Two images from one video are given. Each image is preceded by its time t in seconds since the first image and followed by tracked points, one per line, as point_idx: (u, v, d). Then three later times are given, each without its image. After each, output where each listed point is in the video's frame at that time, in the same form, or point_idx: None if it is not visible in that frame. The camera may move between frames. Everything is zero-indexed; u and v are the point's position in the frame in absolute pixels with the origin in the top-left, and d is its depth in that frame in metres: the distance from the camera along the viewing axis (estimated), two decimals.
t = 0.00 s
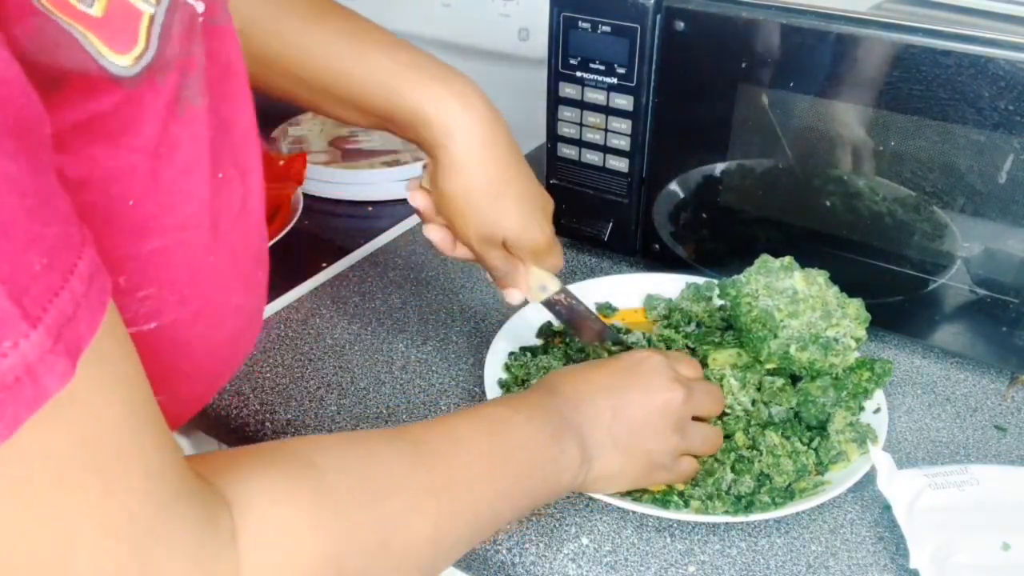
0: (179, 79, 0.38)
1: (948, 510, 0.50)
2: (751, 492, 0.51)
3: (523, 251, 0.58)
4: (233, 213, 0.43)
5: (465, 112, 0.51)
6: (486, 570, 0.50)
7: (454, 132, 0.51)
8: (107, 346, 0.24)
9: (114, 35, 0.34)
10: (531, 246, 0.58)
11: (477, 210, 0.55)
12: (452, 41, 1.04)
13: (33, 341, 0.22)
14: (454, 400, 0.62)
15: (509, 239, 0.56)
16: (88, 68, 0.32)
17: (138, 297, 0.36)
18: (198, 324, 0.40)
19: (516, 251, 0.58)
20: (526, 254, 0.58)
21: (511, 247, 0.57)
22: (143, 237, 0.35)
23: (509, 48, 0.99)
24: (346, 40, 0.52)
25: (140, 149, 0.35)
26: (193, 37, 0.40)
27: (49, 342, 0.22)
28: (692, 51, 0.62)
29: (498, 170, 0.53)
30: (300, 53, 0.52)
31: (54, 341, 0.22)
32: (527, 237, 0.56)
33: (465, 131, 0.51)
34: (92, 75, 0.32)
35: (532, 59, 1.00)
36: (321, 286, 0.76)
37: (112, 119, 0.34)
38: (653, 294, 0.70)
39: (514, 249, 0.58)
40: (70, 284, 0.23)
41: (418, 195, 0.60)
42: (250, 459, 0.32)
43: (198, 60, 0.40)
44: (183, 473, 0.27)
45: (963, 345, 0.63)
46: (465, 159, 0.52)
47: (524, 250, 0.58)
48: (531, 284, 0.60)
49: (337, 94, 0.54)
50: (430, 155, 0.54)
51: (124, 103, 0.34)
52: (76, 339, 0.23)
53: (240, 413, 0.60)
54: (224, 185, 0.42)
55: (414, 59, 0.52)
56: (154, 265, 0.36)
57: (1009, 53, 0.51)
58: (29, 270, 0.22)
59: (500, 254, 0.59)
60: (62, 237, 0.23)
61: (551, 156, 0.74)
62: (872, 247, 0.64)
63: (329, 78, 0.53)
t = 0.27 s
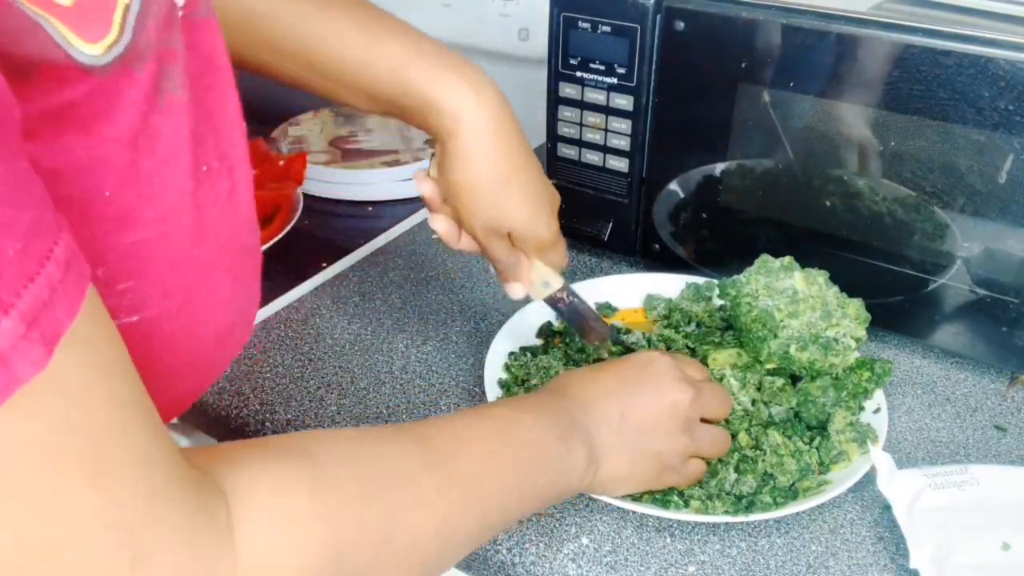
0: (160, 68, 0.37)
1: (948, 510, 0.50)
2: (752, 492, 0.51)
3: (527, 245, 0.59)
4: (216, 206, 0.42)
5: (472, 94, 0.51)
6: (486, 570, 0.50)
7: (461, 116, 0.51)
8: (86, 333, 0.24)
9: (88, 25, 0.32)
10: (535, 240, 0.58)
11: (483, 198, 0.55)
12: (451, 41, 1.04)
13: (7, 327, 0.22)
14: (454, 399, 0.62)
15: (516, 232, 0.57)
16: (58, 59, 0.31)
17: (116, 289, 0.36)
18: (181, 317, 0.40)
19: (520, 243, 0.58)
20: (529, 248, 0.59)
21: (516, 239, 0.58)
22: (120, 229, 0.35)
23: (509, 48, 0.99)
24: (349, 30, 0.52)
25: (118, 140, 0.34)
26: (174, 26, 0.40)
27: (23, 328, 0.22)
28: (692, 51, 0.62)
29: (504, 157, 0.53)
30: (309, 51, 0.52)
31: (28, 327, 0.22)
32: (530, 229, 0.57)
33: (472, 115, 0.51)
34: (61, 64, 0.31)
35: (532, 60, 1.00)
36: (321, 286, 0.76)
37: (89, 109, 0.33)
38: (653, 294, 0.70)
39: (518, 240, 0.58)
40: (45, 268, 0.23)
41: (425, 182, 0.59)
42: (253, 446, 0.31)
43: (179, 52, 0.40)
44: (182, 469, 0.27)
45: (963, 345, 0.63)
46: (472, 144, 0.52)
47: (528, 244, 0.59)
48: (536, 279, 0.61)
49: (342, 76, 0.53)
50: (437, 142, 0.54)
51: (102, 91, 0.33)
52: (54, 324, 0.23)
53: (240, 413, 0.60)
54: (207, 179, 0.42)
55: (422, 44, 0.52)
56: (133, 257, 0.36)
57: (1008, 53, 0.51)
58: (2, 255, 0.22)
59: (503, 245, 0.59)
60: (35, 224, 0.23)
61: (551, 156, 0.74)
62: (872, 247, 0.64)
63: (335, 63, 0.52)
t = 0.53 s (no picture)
0: (144, 75, 0.37)
1: (948, 510, 0.50)
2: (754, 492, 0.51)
3: (538, 283, 0.58)
4: (208, 214, 0.42)
5: (475, 147, 0.52)
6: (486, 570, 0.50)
7: (465, 169, 0.52)
8: (63, 337, 0.24)
9: (73, 32, 0.33)
10: (547, 278, 0.58)
11: (488, 244, 0.56)
12: (451, 41, 1.04)
13: None
14: (454, 400, 0.62)
15: (524, 272, 0.57)
16: (39, 65, 0.31)
17: (100, 297, 0.35)
18: (169, 325, 0.39)
19: (531, 283, 0.58)
20: (542, 286, 0.58)
21: (525, 279, 0.57)
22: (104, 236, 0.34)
23: (509, 48, 0.99)
24: (354, 49, 0.52)
25: (103, 146, 0.34)
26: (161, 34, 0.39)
27: None
28: (692, 51, 0.62)
29: (508, 205, 0.54)
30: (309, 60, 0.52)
31: (4, 332, 0.22)
32: (540, 270, 0.57)
33: (475, 168, 0.52)
34: (43, 72, 0.31)
35: (532, 59, 1.00)
36: (321, 286, 0.76)
37: (72, 114, 0.32)
38: (653, 295, 0.70)
39: (526, 281, 0.58)
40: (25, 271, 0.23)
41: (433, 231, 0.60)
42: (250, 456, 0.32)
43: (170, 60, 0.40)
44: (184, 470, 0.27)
45: (963, 345, 0.63)
46: (475, 193, 0.53)
47: (538, 283, 0.58)
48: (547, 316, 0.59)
49: (348, 123, 0.54)
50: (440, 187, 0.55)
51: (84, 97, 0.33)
52: (28, 332, 0.22)
53: (240, 413, 0.60)
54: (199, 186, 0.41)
55: (428, 97, 0.52)
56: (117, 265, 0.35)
57: (1009, 53, 0.51)
58: None
59: (514, 286, 0.58)
60: (14, 226, 0.23)
61: (551, 156, 0.74)
62: (872, 247, 0.64)
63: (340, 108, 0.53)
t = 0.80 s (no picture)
0: (150, 77, 0.37)
1: (948, 510, 0.50)
2: (758, 492, 0.51)
3: (522, 258, 0.58)
4: (212, 217, 0.42)
5: (460, 125, 0.52)
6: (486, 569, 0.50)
7: (450, 146, 0.52)
8: (83, 335, 0.24)
9: (83, 32, 0.33)
10: (529, 254, 0.58)
11: (473, 225, 0.55)
12: (451, 41, 1.04)
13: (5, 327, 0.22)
14: (454, 399, 0.62)
15: (507, 249, 0.57)
16: (51, 65, 0.31)
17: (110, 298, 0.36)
18: (174, 328, 0.39)
19: (515, 259, 0.58)
20: (524, 262, 0.59)
21: (509, 255, 0.57)
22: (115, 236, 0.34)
23: (509, 48, 0.99)
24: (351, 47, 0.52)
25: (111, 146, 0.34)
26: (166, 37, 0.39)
27: (22, 328, 0.22)
28: (692, 51, 0.62)
29: (493, 182, 0.53)
30: (305, 62, 0.52)
31: (27, 328, 0.22)
32: (524, 245, 0.57)
33: (461, 144, 0.52)
34: (54, 71, 0.31)
35: (532, 59, 1.00)
36: (320, 286, 0.76)
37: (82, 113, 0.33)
38: (653, 295, 0.70)
39: (512, 258, 0.58)
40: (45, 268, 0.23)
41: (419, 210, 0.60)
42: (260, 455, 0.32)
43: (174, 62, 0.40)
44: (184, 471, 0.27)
45: (963, 345, 0.63)
46: (461, 172, 0.53)
47: (523, 259, 0.58)
48: (531, 294, 0.61)
49: (335, 104, 0.54)
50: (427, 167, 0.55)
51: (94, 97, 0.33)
52: (52, 327, 0.23)
53: (240, 413, 0.60)
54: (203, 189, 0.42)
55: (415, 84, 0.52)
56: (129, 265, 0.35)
57: (1009, 53, 0.51)
58: None
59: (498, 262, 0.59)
60: (31, 224, 0.23)
61: (551, 156, 0.74)
62: (872, 247, 0.64)
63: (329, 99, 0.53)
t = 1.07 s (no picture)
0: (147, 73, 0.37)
1: (948, 510, 0.50)
2: (767, 491, 0.51)
3: (525, 250, 0.58)
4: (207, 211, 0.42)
5: (466, 114, 0.52)
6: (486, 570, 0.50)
7: (455, 137, 0.52)
8: (89, 318, 0.24)
9: (73, 26, 0.32)
10: (534, 247, 0.58)
11: (477, 215, 0.55)
12: (451, 41, 1.04)
13: (13, 307, 0.22)
14: (454, 399, 0.62)
15: (511, 239, 0.57)
16: (44, 60, 0.30)
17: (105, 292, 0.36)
18: (171, 322, 0.40)
19: (518, 250, 0.58)
20: (528, 255, 0.58)
21: (512, 246, 0.57)
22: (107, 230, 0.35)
23: (509, 48, 0.99)
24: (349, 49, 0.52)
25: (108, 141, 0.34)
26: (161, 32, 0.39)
27: (31, 307, 0.22)
28: (692, 51, 0.62)
29: (497, 173, 0.54)
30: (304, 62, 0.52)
31: (36, 307, 0.22)
32: (529, 237, 0.57)
33: (466, 134, 0.52)
34: (48, 66, 0.30)
35: (532, 59, 1.00)
36: (321, 286, 0.76)
37: (77, 107, 0.32)
38: (653, 295, 0.70)
39: (516, 250, 0.58)
40: (50, 247, 0.23)
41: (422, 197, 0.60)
42: (262, 448, 0.32)
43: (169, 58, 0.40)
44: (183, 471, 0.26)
45: (963, 345, 0.64)
46: (466, 161, 0.53)
47: (527, 251, 0.58)
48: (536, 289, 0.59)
49: (340, 93, 0.54)
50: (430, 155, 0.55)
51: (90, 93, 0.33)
52: (60, 306, 0.23)
53: (240, 413, 0.60)
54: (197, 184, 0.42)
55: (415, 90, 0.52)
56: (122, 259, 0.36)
57: (1009, 53, 0.51)
58: (6, 236, 0.22)
59: (501, 253, 0.59)
60: (34, 205, 0.23)
61: (551, 156, 0.74)
62: (872, 247, 0.64)
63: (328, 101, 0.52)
